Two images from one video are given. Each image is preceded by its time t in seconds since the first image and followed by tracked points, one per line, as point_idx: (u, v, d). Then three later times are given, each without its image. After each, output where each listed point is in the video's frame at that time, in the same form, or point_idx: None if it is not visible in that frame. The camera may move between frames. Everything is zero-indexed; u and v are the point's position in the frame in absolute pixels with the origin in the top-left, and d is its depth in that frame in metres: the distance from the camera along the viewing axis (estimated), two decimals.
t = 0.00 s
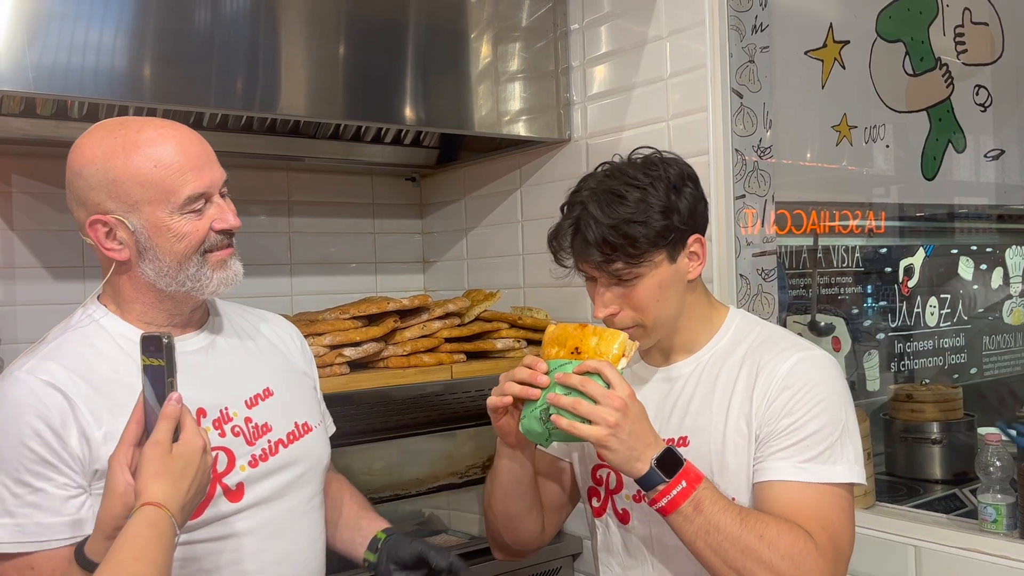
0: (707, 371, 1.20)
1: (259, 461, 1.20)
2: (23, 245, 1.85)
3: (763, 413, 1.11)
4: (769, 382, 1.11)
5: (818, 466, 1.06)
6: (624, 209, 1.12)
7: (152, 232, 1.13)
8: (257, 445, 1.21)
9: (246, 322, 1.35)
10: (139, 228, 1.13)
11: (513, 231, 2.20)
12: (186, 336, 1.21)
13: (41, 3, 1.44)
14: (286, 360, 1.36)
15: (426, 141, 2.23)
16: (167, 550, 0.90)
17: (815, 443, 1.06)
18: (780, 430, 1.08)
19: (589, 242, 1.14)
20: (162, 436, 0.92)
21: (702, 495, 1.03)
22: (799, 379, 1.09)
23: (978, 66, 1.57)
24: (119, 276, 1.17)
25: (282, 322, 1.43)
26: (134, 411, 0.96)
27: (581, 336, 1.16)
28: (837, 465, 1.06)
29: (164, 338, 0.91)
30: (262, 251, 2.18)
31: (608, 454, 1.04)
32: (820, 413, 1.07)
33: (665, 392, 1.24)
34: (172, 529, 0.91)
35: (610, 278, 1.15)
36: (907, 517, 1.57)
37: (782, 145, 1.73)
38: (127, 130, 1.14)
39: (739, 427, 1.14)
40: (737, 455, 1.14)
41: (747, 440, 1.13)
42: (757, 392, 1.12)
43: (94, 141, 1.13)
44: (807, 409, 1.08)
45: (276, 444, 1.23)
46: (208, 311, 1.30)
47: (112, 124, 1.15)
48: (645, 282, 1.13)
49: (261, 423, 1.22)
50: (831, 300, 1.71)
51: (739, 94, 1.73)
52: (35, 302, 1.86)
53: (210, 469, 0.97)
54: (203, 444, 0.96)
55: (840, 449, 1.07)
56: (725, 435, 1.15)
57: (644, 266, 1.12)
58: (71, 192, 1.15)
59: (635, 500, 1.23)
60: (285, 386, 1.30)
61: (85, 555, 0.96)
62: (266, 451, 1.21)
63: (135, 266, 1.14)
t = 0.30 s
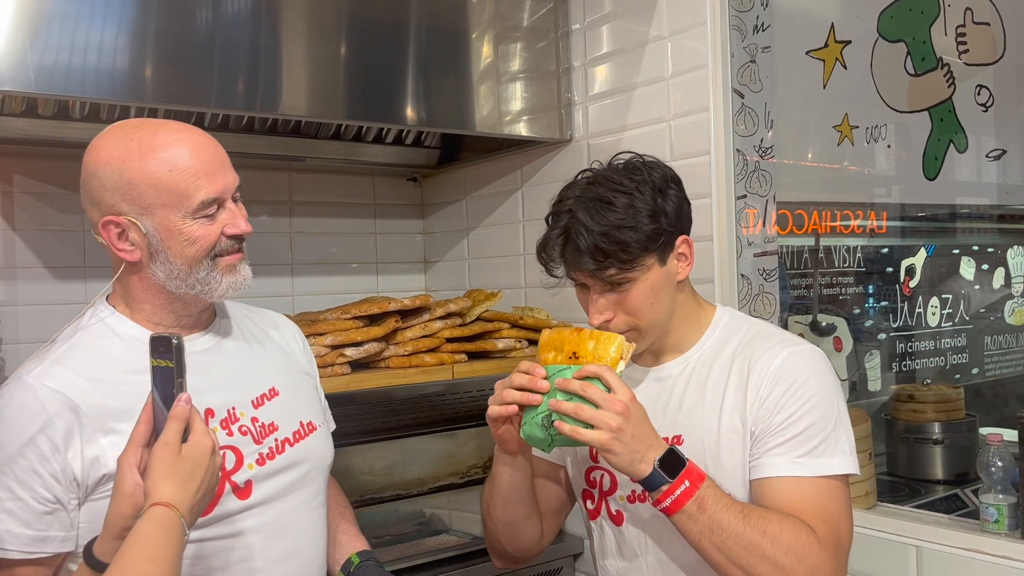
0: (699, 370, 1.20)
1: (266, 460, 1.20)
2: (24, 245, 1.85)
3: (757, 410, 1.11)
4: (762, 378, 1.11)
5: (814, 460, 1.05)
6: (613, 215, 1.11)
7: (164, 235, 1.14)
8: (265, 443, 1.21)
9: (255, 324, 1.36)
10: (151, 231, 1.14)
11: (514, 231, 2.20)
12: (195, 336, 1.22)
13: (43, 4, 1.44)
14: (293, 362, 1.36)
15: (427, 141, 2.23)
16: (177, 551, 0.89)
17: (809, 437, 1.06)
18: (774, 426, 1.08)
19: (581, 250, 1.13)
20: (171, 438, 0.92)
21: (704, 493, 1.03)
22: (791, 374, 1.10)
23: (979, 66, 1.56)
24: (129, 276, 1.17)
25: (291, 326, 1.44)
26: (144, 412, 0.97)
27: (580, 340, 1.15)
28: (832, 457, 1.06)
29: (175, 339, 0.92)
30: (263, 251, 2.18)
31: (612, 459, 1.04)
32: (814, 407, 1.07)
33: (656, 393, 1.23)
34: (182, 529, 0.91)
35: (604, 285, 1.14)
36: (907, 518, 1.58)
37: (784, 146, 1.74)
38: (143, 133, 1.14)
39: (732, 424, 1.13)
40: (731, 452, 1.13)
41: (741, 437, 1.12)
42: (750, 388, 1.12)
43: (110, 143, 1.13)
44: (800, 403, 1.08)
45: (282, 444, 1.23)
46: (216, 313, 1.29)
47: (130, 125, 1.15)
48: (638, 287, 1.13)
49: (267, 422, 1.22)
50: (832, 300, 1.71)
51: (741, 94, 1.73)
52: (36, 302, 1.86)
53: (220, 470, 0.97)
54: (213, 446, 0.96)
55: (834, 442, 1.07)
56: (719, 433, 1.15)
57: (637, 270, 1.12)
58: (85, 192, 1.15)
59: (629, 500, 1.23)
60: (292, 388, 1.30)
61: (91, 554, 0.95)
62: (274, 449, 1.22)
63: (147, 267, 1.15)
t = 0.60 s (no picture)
0: (690, 368, 1.20)
1: (261, 457, 1.20)
2: (25, 244, 1.85)
3: (753, 412, 1.10)
4: (754, 378, 1.11)
5: (813, 459, 1.05)
6: (616, 203, 1.11)
7: (156, 235, 1.14)
8: (258, 441, 1.21)
9: (250, 320, 1.35)
10: (143, 230, 1.14)
11: (515, 230, 2.20)
12: (196, 333, 1.23)
13: (43, 3, 1.44)
14: (289, 358, 1.35)
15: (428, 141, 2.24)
16: (185, 551, 0.89)
17: (806, 436, 1.06)
18: (771, 427, 1.08)
19: (584, 237, 1.13)
20: (180, 437, 0.92)
21: (704, 514, 1.02)
22: (784, 372, 1.09)
23: (980, 65, 1.58)
24: (125, 276, 1.17)
25: (289, 320, 1.44)
26: (152, 411, 0.96)
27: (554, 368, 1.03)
28: (832, 453, 1.06)
29: (185, 338, 0.92)
30: (264, 250, 2.18)
31: (609, 494, 1.00)
32: (809, 406, 1.07)
33: (647, 392, 1.22)
34: (191, 528, 0.91)
35: (605, 273, 1.14)
36: (908, 516, 1.58)
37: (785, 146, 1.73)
38: (134, 134, 1.14)
39: (727, 426, 1.13)
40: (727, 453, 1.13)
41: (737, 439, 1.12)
42: (743, 389, 1.12)
43: (104, 144, 1.14)
44: (795, 403, 1.07)
45: (276, 440, 1.23)
46: (212, 310, 1.29)
47: (122, 127, 1.16)
48: (640, 274, 1.13)
49: (261, 419, 1.22)
50: (832, 300, 1.71)
51: (742, 92, 1.72)
52: (37, 301, 1.86)
53: (227, 469, 0.97)
54: (221, 445, 0.96)
55: (832, 438, 1.07)
56: (714, 436, 1.14)
57: (639, 258, 1.13)
58: (80, 194, 1.17)
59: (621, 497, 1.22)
60: (288, 384, 1.30)
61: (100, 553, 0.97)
62: (268, 446, 1.21)
63: (140, 267, 1.15)
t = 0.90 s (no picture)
0: (684, 367, 1.17)
1: (251, 454, 1.20)
2: (25, 242, 1.85)
3: (756, 420, 1.08)
4: (753, 383, 1.09)
5: (822, 463, 1.05)
6: (667, 168, 1.15)
7: (150, 228, 1.14)
8: (248, 437, 1.21)
9: (243, 315, 1.35)
10: (138, 224, 1.14)
11: (514, 227, 2.20)
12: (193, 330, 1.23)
13: None
14: (285, 354, 1.35)
15: (428, 138, 2.24)
16: (190, 549, 0.90)
17: (811, 440, 1.05)
18: (774, 434, 1.06)
19: (630, 187, 1.16)
20: (185, 436, 0.92)
21: (714, 559, 1.06)
22: (783, 377, 1.08)
23: (980, 63, 1.63)
24: (122, 271, 1.18)
25: (284, 316, 1.43)
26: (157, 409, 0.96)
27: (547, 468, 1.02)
28: (835, 455, 1.06)
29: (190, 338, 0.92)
30: (264, 248, 2.18)
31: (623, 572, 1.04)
32: (810, 410, 1.07)
33: (639, 388, 1.20)
34: (196, 525, 0.91)
35: (636, 229, 1.16)
36: (907, 514, 1.58)
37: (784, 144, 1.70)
38: (126, 132, 1.15)
39: (725, 431, 1.11)
40: (726, 457, 1.11)
41: (737, 445, 1.10)
42: (742, 395, 1.10)
43: (98, 142, 1.15)
44: (797, 407, 1.06)
45: (268, 436, 1.23)
46: (209, 304, 1.31)
47: (116, 126, 1.17)
48: (666, 243, 1.15)
49: (253, 415, 1.22)
50: (832, 297, 1.69)
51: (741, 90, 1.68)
52: (37, 299, 1.86)
53: (233, 468, 0.97)
54: (226, 443, 0.95)
55: (834, 440, 1.07)
56: (711, 441, 1.11)
57: (671, 226, 1.15)
58: (79, 192, 1.18)
59: (613, 486, 1.20)
60: (282, 379, 1.30)
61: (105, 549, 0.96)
62: (257, 444, 1.21)
63: (136, 261, 1.16)
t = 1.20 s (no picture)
0: (684, 364, 1.17)
1: (253, 450, 1.20)
2: (22, 237, 1.85)
3: (755, 421, 1.08)
4: (753, 383, 1.09)
5: (820, 464, 1.05)
6: (667, 165, 1.16)
7: (169, 223, 1.14)
8: (250, 434, 1.21)
9: (250, 315, 1.35)
10: (157, 218, 1.14)
11: (512, 224, 2.20)
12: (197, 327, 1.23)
13: None
14: (289, 354, 1.35)
15: (426, 135, 2.25)
16: (193, 544, 0.89)
17: (810, 441, 1.06)
18: (774, 434, 1.07)
19: (630, 183, 1.18)
20: (185, 432, 0.92)
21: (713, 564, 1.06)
22: (783, 379, 1.09)
23: (979, 60, 1.63)
24: (136, 262, 1.17)
25: (290, 318, 1.42)
26: (155, 407, 0.96)
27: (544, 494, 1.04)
28: (832, 458, 1.07)
29: (190, 333, 0.96)
30: (261, 244, 2.18)
31: None
32: (809, 412, 1.07)
33: (638, 383, 1.19)
34: (198, 521, 0.90)
35: (635, 223, 1.18)
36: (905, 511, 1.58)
37: (782, 140, 1.71)
38: (151, 128, 1.15)
39: (724, 429, 1.11)
40: (723, 454, 1.10)
41: (735, 443, 1.10)
42: (742, 394, 1.10)
43: (122, 135, 1.15)
44: (797, 409, 1.07)
45: (270, 433, 1.23)
46: (218, 302, 1.31)
47: (140, 121, 1.17)
48: (665, 238, 1.16)
49: (256, 412, 1.22)
50: (829, 295, 1.69)
51: (740, 87, 1.69)
52: (33, 295, 1.86)
53: (233, 464, 0.97)
54: (226, 440, 0.96)
55: (831, 443, 1.08)
56: (709, 437, 1.11)
57: (668, 221, 1.16)
58: (96, 182, 1.17)
59: (607, 477, 1.19)
60: (286, 379, 1.30)
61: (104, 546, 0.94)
62: (260, 440, 1.21)
63: (152, 254, 1.15)
